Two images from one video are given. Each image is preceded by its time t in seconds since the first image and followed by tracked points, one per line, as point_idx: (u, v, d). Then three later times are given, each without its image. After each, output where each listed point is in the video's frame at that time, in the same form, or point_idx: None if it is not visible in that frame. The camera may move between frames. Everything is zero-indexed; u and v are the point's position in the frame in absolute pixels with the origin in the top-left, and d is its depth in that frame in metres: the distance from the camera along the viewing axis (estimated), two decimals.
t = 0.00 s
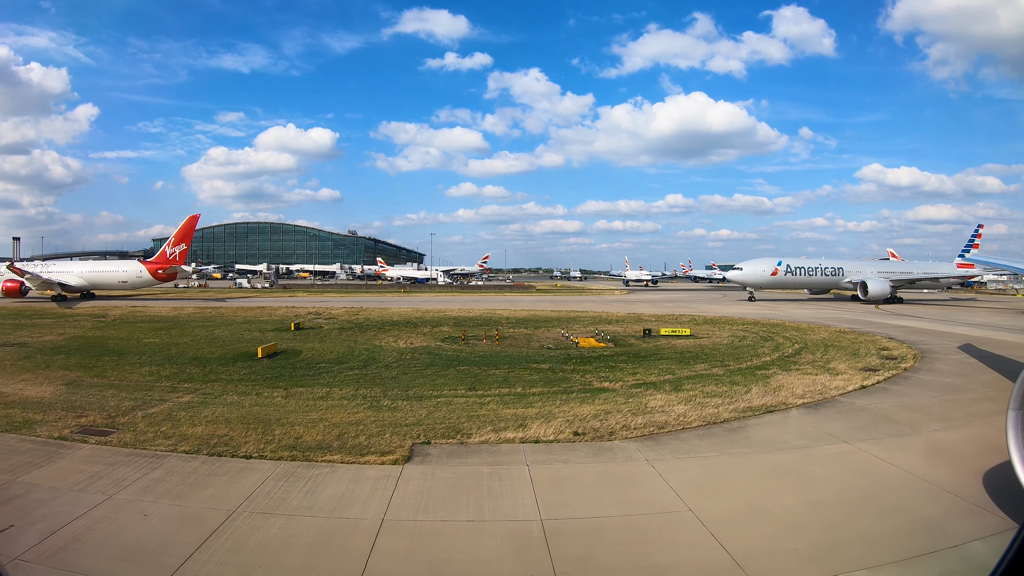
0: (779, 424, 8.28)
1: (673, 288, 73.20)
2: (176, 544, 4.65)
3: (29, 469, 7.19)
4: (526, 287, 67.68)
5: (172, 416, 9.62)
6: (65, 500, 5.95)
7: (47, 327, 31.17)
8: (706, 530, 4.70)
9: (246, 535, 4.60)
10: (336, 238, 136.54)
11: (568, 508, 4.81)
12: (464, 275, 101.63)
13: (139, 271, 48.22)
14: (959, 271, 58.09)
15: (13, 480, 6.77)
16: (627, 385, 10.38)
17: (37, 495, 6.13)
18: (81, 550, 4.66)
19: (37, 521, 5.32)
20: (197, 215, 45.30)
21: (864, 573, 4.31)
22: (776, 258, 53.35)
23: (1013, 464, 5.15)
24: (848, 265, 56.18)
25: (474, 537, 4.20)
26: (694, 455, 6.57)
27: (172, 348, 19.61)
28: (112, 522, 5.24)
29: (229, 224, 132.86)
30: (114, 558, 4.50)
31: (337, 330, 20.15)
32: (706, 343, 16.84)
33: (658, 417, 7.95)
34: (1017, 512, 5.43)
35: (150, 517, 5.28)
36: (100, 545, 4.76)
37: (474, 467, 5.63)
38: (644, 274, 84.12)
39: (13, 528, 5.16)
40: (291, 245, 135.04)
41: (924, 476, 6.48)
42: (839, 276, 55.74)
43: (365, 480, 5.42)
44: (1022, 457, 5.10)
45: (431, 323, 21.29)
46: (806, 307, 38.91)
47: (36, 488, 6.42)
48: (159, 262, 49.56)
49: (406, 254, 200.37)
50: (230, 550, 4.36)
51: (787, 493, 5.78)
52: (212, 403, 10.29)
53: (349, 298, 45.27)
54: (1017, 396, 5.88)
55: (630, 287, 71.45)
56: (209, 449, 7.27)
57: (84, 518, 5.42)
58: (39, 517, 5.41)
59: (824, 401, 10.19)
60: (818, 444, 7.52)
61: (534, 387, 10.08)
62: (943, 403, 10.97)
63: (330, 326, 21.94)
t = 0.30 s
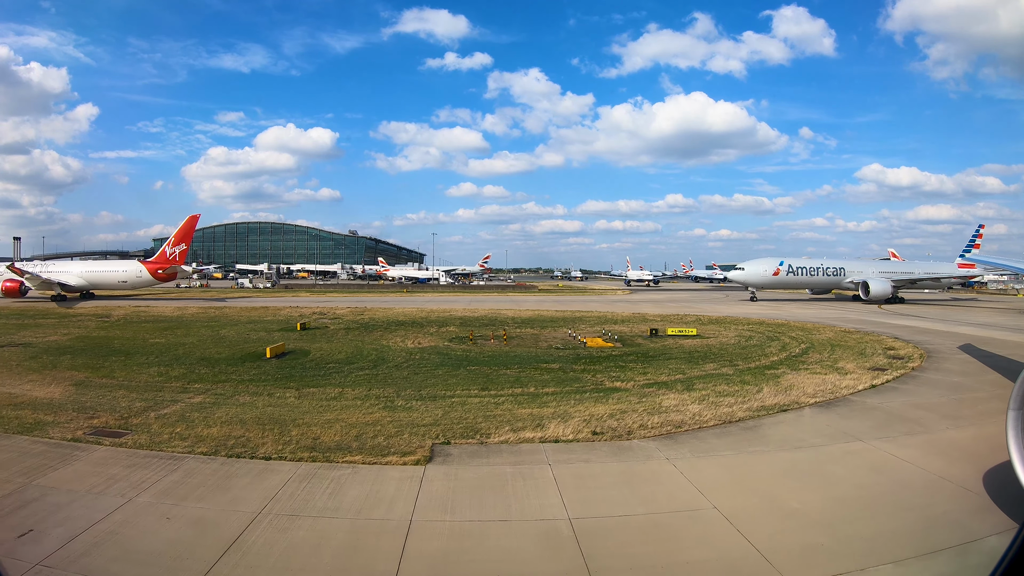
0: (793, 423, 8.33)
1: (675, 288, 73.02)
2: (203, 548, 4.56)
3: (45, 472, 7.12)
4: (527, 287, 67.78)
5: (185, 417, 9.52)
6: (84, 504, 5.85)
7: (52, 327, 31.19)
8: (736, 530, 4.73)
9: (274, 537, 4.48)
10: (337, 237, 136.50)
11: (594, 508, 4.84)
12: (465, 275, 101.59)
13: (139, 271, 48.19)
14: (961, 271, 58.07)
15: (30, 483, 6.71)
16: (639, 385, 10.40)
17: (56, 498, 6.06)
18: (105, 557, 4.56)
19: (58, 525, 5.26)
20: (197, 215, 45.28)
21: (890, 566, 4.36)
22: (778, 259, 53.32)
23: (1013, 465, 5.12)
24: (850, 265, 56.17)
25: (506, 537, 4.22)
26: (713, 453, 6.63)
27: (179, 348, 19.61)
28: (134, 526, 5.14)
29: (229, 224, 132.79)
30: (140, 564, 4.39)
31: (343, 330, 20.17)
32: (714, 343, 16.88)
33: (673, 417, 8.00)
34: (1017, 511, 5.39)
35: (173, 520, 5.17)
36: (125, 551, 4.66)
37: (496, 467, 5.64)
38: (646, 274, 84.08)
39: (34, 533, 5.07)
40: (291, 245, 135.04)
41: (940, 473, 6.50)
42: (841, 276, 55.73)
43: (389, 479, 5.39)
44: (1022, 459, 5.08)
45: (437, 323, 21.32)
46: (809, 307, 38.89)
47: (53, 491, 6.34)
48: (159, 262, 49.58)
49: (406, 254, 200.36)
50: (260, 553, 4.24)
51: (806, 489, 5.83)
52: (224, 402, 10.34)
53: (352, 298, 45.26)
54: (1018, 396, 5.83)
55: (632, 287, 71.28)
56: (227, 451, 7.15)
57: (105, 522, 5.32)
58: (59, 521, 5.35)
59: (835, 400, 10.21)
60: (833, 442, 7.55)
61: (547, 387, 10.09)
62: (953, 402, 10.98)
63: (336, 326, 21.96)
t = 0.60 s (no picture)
0: (807, 422, 8.38)
1: (676, 288, 73.03)
2: (231, 548, 4.48)
3: (61, 474, 7.06)
4: (528, 287, 67.77)
5: (199, 417, 9.51)
6: (103, 507, 5.77)
7: (55, 327, 31.19)
8: (763, 529, 4.76)
9: (302, 539, 4.42)
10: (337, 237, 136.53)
11: (619, 507, 4.85)
12: (466, 275, 101.61)
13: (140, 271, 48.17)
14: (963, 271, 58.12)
15: (46, 486, 6.63)
16: (651, 384, 10.43)
17: (75, 502, 5.99)
18: (130, 563, 4.47)
19: (79, 529, 5.21)
20: (197, 215, 45.28)
21: (915, 560, 4.39)
22: (779, 259, 53.34)
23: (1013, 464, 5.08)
24: (851, 265, 56.21)
25: (535, 537, 4.24)
26: (732, 451, 6.67)
27: (185, 348, 19.61)
28: (157, 530, 5.07)
29: (230, 224, 132.72)
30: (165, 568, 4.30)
31: (349, 330, 20.20)
32: (720, 343, 16.92)
33: (689, 416, 8.05)
34: (1018, 511, 5.30)
35: (197, 523, 5.09)
36: (149, 556, 4.57)
37: (519, 467, 5.67)
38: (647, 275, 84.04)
39: (56, 538, 5.01)
40: (292, 245, 135.06)
41: (957, 470, 6.53)
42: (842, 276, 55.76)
43: (413, 480, 5.40)
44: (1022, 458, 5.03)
45: (443, 323, 21.35)
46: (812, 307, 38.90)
47: (72, 494, 6.28)
48: (159, 262, 49.57)
49: (406, 254, 200.33)
50: (288, 556, 4.17)
51: (827, 486, 5.85)
52: (237, 403, 10.36)
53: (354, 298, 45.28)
54: (1017, 396, 5.78)
55: (633, 287, 71.25)
56: (245, 451, 7.09)
57: (126, 526, 5.24)
58: (80, 525, 5.29)
59: (846, 399, 10.26)
60: (849, 440, 7.59)
61: (560, 387, 10.11)
62: (963, 400, 11.02)
63: (342, 326, 21.99)
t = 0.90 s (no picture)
0: (821, 421, 8.42)
1: (677, 288, 72.89)
2: (261, 549, 4.47)
3: (77, 477, 6.93)
4: (530, 287, 67.92)
5: (212, 418, 9.50)
6: (124, 510, 5.70)
7: (59, 327, 31.21)
8: (787, 525, 4.79)
9: (332, 540, 4.43)
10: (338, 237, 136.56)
11: (644, 505, 4.90)
12: (467, 275, 101.61)
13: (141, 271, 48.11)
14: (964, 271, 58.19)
15: (62, 488, 6.51)
16: (662, 384, 10.45)
17: (94, 505, 5.88)
18: (157, 567, 4.44)
19: (101, 533, 5.15)
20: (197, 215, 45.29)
21: (938, 554, 4.42)
22: (781, 259, 53.36)
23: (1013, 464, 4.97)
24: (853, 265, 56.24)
25: (564, 535, 4.28)
26: (751, 450, 6.70)
27: (191, 348, 19.61)
28: (183, 533, 5.05)
29: (230, 224, 132.71)
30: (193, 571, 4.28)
31: (355, 330, 20.23)
32: (727, 343, 16.95)
33: (705, 415, 8.07)
34: (1018, 512, 5.22)
35: (222, 526, 5.07)
36: (177, 558, 4.53)
37: (541, 466, 5.71)
38: (648, 275, 84.12)
39: (79, 542, 4.97)
40: (292, 245, 135.06)
41: (973, 467, 6.55)
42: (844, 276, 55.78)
43: (437, 480, 5.43)
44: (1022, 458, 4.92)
45: (448, 323, 21.38)
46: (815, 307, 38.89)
47: (90, 497, 6.18)
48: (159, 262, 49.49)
49: (406, 254, 200.30)
50: (318, 558, 4.17)
51: (847, 483, 5.88)
52: (249, 403, 10.37)
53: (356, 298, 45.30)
54: (1018, 395, 5.66)
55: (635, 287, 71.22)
56: (264, 452, 7.09)
57: (150, 529, 5.21)
58: (101, 529, 5.21)
59: (857, 398, 10.29)
60: (864, 438, 7.63)
61: (572, 387, 10.13)
62: (972, 399, 11.06)
63: (348, 326, 22.01)
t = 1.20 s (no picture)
0: (834, 419, 8.46)
1: (679, 288, 72.94)
2: (290, 551, 4.42)
3: (94, 479, 6.90)
4: (532, 287, 67.90)
5: (226, 419, 9.51)
6: (145, 513, 5.67)
7: (64, 327, 31.24)
8: (810, 521, 4.83)
9: (360, 540, 4.43)
10: (339, 237, 136.59)
11: (668, 503, 4.93)
12: (467, 275, 101.65)
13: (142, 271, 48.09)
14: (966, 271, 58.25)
15: (80, 491, 6.49)
16: (674, 384, 10.49)
17: (115, 508, 5.87)
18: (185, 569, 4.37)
19: (124, 537, 5.13)
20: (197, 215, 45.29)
21: (958, 548, 4.45)
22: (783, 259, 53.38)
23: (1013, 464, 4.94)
24: (855, 266, 56.30)
25: (593, 535, 4.31)
26: (768, 448, 6.73)
27: (197, 349, 19.62)
28: (207, 536, 4.98)
29: (231, 224, 132.75)
30: (221, 572, 4.24)
31: (361, 330, 20.27)
32: (734, 343, 16.98)
33: (720, 415, 8.11)
34: (1017, 511, 5.15)
35: (247, 528, 4.99)
36: (204, 561, 4.47)
37: (563, 465, 5.76)
38: (649, 274, 84.25)
39: (102, 547, 4.95)
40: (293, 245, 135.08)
41: (987, 464, 6.59)
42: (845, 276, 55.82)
43: (461, 480, 5.46)
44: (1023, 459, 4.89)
45: (454, 323, 21.41)
46: (817, 307, 38.91)
47: (109, 500, 6.16)
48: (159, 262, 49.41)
49: (407, 254, 200.27)
50: (350, 558, 4.15)
51: (865, 480, 5.92)
52: (263, 404, 10.38)
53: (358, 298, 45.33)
54: (1017, 396, 5.64)
55: (636, 288, 71.20)
56: (283, 453, 7.10)
57: (173, 533, 5.16)
58: (123, 533, 5.19)
59: (867, 397, 10.34)
60: (877, 436, 7.67)
61: (585, 386, 10.16)
62: (981, 398, 11.12)
63: (353, 326, 22.04)
